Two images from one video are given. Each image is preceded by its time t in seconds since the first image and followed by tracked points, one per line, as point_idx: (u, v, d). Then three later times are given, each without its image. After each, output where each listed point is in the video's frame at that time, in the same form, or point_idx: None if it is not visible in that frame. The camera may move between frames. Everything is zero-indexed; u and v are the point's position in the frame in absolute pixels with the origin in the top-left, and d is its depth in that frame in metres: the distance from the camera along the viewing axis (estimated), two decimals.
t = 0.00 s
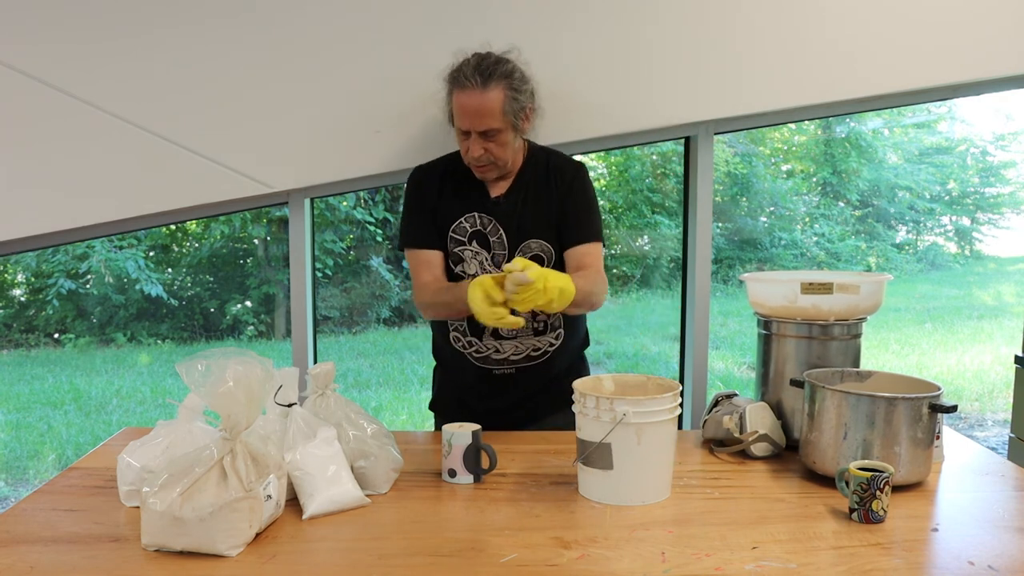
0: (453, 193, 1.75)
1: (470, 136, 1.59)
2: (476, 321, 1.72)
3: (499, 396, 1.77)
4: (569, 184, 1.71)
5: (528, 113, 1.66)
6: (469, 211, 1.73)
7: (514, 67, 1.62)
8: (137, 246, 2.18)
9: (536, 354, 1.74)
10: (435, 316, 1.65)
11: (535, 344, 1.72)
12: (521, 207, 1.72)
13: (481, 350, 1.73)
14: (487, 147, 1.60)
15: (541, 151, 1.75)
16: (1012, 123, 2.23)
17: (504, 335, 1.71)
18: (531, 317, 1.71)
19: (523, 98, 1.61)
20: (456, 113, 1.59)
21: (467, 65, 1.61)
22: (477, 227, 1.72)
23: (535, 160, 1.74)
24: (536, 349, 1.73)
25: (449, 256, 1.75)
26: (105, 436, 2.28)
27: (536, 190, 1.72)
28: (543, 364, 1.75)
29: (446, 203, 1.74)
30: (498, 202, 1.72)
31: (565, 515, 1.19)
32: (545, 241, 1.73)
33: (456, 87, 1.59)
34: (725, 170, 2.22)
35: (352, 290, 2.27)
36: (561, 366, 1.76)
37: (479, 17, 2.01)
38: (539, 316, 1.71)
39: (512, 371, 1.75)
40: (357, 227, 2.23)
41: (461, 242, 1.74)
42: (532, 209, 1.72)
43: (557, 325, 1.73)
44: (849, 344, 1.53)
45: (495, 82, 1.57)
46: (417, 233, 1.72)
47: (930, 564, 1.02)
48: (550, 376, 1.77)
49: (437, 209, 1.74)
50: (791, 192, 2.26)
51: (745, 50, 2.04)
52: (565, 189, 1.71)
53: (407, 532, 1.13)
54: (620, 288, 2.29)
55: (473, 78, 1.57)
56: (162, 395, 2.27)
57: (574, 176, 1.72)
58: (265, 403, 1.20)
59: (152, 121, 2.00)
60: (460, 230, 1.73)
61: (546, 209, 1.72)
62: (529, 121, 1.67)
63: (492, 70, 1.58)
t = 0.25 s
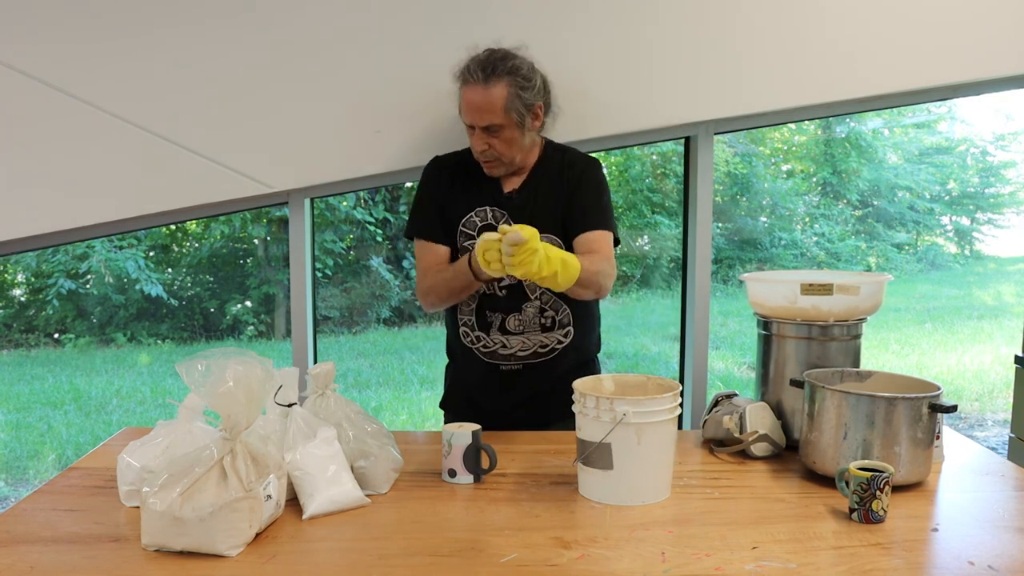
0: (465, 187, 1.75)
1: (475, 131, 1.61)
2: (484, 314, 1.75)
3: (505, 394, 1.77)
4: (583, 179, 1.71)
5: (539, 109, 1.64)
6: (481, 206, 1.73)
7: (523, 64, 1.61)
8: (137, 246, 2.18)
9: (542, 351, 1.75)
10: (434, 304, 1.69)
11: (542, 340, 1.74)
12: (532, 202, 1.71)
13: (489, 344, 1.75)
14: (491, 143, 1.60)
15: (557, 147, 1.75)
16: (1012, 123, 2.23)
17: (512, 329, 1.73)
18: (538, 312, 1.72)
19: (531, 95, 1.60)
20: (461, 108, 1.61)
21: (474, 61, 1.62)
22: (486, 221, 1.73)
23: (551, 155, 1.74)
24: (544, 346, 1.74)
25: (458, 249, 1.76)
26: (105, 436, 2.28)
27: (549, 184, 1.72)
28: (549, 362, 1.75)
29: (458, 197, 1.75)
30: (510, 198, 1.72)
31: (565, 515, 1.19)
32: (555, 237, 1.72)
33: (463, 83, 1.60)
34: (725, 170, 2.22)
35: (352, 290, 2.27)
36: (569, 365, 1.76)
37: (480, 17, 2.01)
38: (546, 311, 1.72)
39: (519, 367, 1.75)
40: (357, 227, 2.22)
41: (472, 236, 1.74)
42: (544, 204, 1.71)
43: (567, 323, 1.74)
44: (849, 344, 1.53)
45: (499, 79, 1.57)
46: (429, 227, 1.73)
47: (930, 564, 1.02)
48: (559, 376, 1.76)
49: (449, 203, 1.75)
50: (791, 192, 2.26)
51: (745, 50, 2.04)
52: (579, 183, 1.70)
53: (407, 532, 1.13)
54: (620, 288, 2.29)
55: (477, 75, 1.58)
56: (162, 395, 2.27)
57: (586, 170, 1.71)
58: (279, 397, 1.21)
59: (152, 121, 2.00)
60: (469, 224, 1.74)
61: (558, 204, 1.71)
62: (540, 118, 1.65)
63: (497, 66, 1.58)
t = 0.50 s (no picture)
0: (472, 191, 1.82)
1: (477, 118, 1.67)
2: (474, 312, 1.77)
3: (494, 394, 1.78)
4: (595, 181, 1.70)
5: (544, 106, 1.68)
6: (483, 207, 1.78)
7: (529, 56, 1.67)
8: (137, 246, 2.18)
9: (528, 352, 1.74)
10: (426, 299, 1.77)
11: (527, 342, 1.74)
12: (538, 202, 1.74)
13: (477, 342, 1.77)
14: (491, 130, 1.65)
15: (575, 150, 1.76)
16: (1012, 123, 2.23)
17: (498, 329, 1.74)
18: (524, 313, 1.73)
19: (534, 87, 1.65)
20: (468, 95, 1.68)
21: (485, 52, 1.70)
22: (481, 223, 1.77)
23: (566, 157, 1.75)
24: (530, 348, 1.74)
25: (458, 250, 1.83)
26: (105, 436, 2.28)
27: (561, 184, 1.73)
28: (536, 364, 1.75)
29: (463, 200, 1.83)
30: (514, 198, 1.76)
31: (565, 515, 1.19)
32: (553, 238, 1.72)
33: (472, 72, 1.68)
34: (725, 170, 2.22)
35: (352, 290, 2.27)
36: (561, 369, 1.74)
37: (480, 17, 2.01)
38: (532, 314, 1.72)
39: (505, 367, 1.76)
40: (357, 228, 2.22)
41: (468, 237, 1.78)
42: (546, 204, 1.73)
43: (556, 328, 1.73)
44: (849, 344, 1.53)
45: (503, 68, 1.63)
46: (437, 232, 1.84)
47: (930, 564, 1.02)
48: (547, 379, 1.75)
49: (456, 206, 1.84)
50: (791, 192, 2.26)
51: (745, 50, 2.04)
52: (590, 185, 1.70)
53: (408, 532, 1.13)
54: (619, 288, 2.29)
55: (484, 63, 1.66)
56: (162, 395, 2.27)
57: (592, 172, 1.71)
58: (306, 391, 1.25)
59: (152, 121, 2.00)
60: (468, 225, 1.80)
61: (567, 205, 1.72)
62: (544, 115, 1.69)
63: (505, 57, 1.65)
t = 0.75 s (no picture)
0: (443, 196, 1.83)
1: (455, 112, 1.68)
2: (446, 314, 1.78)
3: (466, 393, 1.79)
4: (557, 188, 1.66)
5: (523, 104, 1.68)
6: (451, 211, 1.78)
7: (511, 52, 1.68)
8: (137, 246, 2.18)
9: (498, 353, 1.74)
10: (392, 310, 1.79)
11: (496, 343, 1.73)
12: (502, 208, 1.71)
13: (449, 342, 1.78)
14: (468, 125, 1.66)
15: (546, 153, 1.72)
16: (1012, 123, 2.23)
17: (469, 329, 1.74)
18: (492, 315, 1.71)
19: (513, 83, 1.66)
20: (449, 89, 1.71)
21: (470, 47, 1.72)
22: (451, 225, 1.78)
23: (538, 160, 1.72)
24: (500, 348, 1.73)
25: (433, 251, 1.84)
26: (105, 436, 2.28)
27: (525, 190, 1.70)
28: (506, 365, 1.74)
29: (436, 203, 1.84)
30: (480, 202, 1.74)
31: (565, 515, 1.19)
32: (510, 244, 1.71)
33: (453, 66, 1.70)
34: (725, 170, 2.22)
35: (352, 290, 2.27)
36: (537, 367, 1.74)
37: (480, 17, 2.01)
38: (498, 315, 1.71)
39: (476, 368, 1.76)
40: (357, 228, 2.22)
41: (439, 240, 1.80)
42: (511, 208, 1.70)
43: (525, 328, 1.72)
44: (849, 344, 1.53)
45: (484, 63, 1.65)
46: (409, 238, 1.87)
47: (930, 564, 1.02)
48: (519, 380, 1.75)
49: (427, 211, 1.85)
50: (791, 192, 2.26)
51: (745, 50, 2.04)
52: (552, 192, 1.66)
53: (408, 532, 1.13)
54: (620, 288, 2.29)
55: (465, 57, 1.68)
56: (162, 396, 2.27)
57: (557, 178, 1.66)
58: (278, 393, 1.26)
59: (152, 121, 2.00)
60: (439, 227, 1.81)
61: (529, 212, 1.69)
62: (524, 113, 1.69)
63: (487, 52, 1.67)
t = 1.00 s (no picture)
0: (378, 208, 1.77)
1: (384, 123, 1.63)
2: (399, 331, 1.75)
3: (427, 405, 1.78)
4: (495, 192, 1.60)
5: (453, 110, 1.64)
6: (391, 224, 1.73)
7: (438, 57, 1.63)
8: (137, 246, 2.18)
9: (455, 364, 1.72)
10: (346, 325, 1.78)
11: (452, 354, 1.71)
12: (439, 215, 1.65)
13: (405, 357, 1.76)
14: (398, 134, 1.61)
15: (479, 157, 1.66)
16: (1012, 123, 2.23)
17: (423, 345, 1.71)
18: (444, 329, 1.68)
19: (441, 88, 1.61)
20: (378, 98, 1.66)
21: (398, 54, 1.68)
22: (393, 239, 1.71)
23: (472, 164, 1.66)
24: (456, 359, 1.72)
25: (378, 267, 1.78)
26: (105, 436, 2.28)
27: (461, 194, 1.64)
28: (465, 375, 1.73)
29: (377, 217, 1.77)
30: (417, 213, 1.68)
31: (564, 515, 1.19)
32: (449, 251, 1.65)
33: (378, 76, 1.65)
34: (725, 170, 2.22)
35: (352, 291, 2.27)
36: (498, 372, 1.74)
37: (480, 16, 2.01)
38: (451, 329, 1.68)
39: (435, 380, 1.75)
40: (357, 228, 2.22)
41: (383, 254, 1.73)
42: (445, 215, 1.65)
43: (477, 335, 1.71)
44: (849, 344, 1.53)
45: (410, 70, 1.60)
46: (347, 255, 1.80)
47: (930, 564, 1.02)
48: (480, 388, 1.74)
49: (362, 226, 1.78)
50: (791, 192, 2.26)
51: (745, 50, 2.04)
52: (488, 195, 1.60)
53: (408, 532, 1.13)
54: (620, 288, 2.29)
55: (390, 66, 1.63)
56: (162, 396, 2.27)
57: (489, 181, 1.62)
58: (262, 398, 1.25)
59: (152, 121, 2.00)
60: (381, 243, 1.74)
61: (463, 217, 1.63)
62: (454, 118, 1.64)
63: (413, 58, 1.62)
